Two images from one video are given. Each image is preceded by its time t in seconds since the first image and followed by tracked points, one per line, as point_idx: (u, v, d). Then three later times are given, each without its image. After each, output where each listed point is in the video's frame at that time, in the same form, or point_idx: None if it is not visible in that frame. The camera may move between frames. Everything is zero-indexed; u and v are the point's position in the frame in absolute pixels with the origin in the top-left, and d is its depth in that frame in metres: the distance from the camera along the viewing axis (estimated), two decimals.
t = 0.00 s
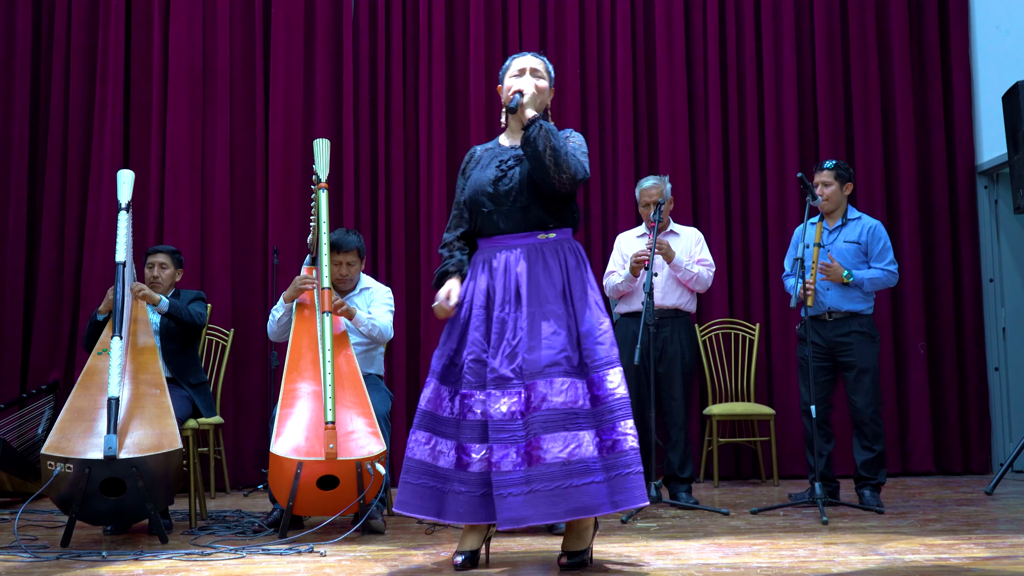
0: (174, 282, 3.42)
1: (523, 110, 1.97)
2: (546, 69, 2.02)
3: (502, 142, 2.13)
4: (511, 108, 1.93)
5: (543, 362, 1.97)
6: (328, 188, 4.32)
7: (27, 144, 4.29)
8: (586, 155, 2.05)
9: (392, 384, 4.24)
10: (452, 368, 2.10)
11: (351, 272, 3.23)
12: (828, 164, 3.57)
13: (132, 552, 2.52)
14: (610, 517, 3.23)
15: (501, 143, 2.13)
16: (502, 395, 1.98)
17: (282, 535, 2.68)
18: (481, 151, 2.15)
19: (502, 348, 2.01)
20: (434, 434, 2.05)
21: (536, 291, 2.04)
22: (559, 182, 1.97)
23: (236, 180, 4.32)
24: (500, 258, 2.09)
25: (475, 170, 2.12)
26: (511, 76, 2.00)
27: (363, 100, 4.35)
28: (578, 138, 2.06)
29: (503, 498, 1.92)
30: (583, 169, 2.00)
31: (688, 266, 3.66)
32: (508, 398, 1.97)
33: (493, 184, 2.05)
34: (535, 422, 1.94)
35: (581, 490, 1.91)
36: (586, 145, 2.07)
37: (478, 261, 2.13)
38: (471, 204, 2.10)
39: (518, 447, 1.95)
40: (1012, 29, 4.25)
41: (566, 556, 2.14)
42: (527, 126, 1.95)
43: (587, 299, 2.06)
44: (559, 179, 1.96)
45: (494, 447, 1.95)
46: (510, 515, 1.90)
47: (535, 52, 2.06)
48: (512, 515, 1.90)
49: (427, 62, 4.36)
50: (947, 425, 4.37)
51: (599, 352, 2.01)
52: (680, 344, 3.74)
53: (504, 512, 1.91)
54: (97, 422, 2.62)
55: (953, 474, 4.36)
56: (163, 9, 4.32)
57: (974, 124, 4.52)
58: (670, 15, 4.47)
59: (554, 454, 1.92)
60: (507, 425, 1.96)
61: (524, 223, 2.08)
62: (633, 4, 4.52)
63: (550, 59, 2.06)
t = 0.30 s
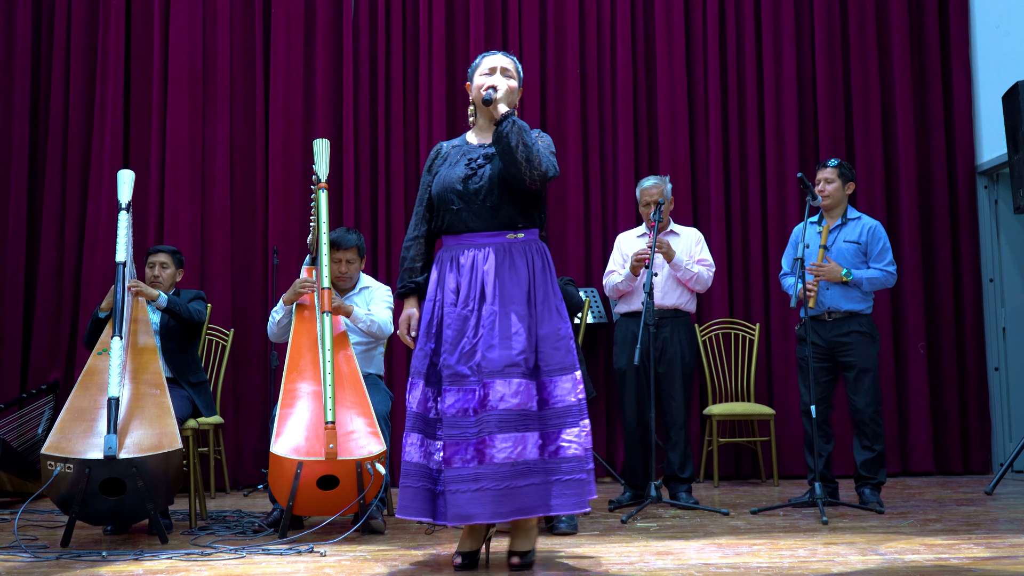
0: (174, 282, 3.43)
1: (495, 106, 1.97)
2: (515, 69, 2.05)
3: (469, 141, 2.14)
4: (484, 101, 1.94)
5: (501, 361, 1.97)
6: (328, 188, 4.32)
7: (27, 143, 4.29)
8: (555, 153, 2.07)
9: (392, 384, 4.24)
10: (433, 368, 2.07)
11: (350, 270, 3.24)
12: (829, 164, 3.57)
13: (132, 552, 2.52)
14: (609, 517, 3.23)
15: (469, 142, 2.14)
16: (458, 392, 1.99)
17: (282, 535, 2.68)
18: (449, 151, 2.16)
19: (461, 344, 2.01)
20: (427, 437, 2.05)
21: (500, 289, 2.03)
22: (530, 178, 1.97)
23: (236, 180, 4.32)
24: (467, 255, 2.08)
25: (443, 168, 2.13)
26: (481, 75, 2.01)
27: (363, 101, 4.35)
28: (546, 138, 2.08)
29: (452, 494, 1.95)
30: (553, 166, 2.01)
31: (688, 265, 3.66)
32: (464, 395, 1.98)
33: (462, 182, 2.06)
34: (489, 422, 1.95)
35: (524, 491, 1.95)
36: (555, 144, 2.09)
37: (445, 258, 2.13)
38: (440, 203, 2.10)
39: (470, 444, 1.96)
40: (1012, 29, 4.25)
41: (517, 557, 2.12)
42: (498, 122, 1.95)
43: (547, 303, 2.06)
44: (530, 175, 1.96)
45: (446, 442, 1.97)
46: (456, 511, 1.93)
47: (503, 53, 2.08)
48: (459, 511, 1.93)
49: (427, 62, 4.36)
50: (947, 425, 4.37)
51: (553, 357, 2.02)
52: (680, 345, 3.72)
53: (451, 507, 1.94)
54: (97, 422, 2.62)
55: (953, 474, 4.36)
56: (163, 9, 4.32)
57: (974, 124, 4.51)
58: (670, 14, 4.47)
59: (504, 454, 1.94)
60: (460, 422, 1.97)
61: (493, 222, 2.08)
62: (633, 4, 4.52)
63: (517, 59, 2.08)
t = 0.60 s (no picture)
0: (175, 282, 3.43)
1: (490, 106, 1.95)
2: (503, 70, 2.04)
3: (456, 142, 2.14)
4: (478, 101, 1.92)
5: (490, 362, 1.97)
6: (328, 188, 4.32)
7: (27, 143, 4.29)
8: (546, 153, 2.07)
9: (392, 384, 4.24)
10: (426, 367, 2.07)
11: (350, 268, 3.24)
12: (830, 164, 3.57)
13: (132, 552, 2.52)
14: (610, 517, 3.24)
15: (457, 143, 2.13)
16: (443, 391, 2.00)
17: (282, 535, 2.67)
18: (436, 152, 2.15)
19: (449, 344, 2.01)
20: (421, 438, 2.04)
21: (491, 289, 2.03)
22: (522, 179, 1.97)
23: (236, 180, 4.32)
24: (456, 254, 2.07)
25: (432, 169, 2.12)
26: (469, 75, 2.01)
27: (363, 101, 4.35)
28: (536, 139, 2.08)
29: (430, 491, 1.97)
30: (544, 166, 2.01)
31: (689, 265, 3.66)
32: (448, 395, 1.99)
33: (452, 181, 2.05)
34: (474, 422, 1.96)
35: (498, 490, 1.98)
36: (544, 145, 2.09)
37: (433, 257, 2.12)
38: (429, 203, 2.09)
39: (452, 444, 1.97)
40: (1012, 29, 4.25)
41: (502, 557, 2.09)
42: (491, 123, 1.95)
43: (533, 304, 2.07)
44: (522, 176, 1.97)
45: (425, 440, 1.99)
46: (434, 509, 1.95)
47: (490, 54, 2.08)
48: (435, 509, 1.95)
49: (427, 62, 4.36)
50: (947, 425, 4.37)
51: (539, 359, 2.03)
52: (680, 345, 3.72)
53: (427, 505, 1.96)
54: (97, 422, 2.62)
55: (953, 474, 4.36)
56: (163, 9, 4.32)
57: (974, 124, 4.52)
58: (670, 14, 4.47)
59: (486, 454, 1.96)
60: (443, 420, 1.98)
61: (484, 222, 2.08)
62: (633, 4, 4.52)
63: (504, 61, 2.08)
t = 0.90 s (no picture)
0: (175, 282, 3.43)
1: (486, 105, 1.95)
2: (495, 72, 2.05)
3: (452, 143, 2.14)
4: (476, 101, 1.92)
5: (495, 362, 1.97)
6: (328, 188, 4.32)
7: (27, 143, 4.29)
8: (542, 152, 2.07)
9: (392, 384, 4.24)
10: (425, 368, 2.07)
11: (349, 267, 3.24)
12: (831, 164, 3.57)
13: (132, 552, 2.52)
14: (610, 517, 3.24)
15: (452, 144, 2.14)
16: (450, 392, 1.99)
17: (282, 535, 2.68)
18: (432, 152, 2.15)
19: (453, 345, 2.00)
20: (418, 438, 2.05)
21: (491, 290, 2.03)
22: (521, 178, 1.97)
23: (236, 180, 4.32)
24: (454, 255, 2.07)
25: (428, 169, 2.12)
26: (463, 77, 2.01)
27: (363, 101, 4.35)
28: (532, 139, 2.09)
29: (446, 493, 1.95)
30: (542, 166, 2.02)
31: (688, 264, 3.67)
32: (456, 396, 1.98)
33: (449, 181, 2.05)
34: (484, 422, 1.96)
35: (513, 490, 1.97)
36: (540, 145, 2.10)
37: (429, 257, 2.11)
38: (426, 202, 2.09)
39: (464, 445, 1.96)
40: (1012, 29, 4.24)
41: (502, 557, 2.10)
42: (488, 123, 1.95)
43: (535, 304, 2.07)
44: (520, 176, 1.97)
45: (437, 443, 1.98)
46: (451, 511, 1.93)
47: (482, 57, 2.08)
48: (453, 511, 1.93)
49: (427, 62, 4.36)
50: (947, 425, 4.37)
51: (543, 358, 2.04)
52: (680, 345, 3.72)
53: (444, 507, 1.94)
54: (97, 422, 2.62)
55: (953, 474, 4.36)
56: (163, 9, 4.32)
57: (974, 125, 4.51)
58: (670, 14, 4.47)
59: (499, 454, 1.95)
60: (454, 422, 1.97)
61: (481, 221, 2.07)
62: (633, 4, 4.52)
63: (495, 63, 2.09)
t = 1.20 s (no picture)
0: (175, 282, 3.43)
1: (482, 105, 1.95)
2: (491, 73, 2.05)
3: (449, 143, 2.14)
4: (473, 102, 1.92)
5: (497, 361, 1.97)
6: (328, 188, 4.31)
7: (27, 143, 4.29)
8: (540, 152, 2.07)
9: (392, 384, 4.24)
10: (430, 369, 2.06)
11: (349, 266, 3.24)
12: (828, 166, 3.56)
13: (132, 552, 2.52)
14: (610, 517, 3.24)
15: (450, 144, 2.14)
16: (455, 393, 1.99)
17: (282, 535, 2.67)
18: (429, 153, 2.15)
19: (455, 345, 2.01)
20: (429, 439, 2.04)
21: (491, 289, 2.03)
22: (519, 179, 1.97)
23: (236, 180, 4.32)
24: (454, 254, 2.07)
25: (425, 169, 2.13)
26: (459, 78, 2.01)
27: (363, 101, 4.35)
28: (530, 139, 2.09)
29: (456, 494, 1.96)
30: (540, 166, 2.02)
31: (688, 264, 3.66)
32: (462, 397, 1.99)
33: (447, 182, 2.06)
34: (488, 422, 1.96)
35: (522, 489, 1.96)
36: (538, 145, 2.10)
37: (428, 258, 2.11)
38: (424, 203, 2.09)
39: (472, 445, 1.97)
40: (1011, 30, 4.24)
41: (502, 557, 2.10)
42: (485, 123, 1.95)
43: (536, 302, 2.07)
44: (518, 177, 1.97)
45: (447, 444, 1.98)
46: (461, 512, 1.94)
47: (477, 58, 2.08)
48: (463, 512, 1.93)
49: (427, 62, 4.36)
50: (948, 425, 4.37)
51: (544, 355, 2.04)
52: (680, 346, 3.72)
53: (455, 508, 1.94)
54: (97, 422, 2.62)
55: (953, 474, 4.36)
56: (163, 9, 4.32)
57: (974, 125, 4.51)
58: (670, 13, 4.47)
59: (505, 453, 1.95)
60: (461, 422, 1.98)
61: (480, 220, 2.07)
62: (633, 3, 4.52)
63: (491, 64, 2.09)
